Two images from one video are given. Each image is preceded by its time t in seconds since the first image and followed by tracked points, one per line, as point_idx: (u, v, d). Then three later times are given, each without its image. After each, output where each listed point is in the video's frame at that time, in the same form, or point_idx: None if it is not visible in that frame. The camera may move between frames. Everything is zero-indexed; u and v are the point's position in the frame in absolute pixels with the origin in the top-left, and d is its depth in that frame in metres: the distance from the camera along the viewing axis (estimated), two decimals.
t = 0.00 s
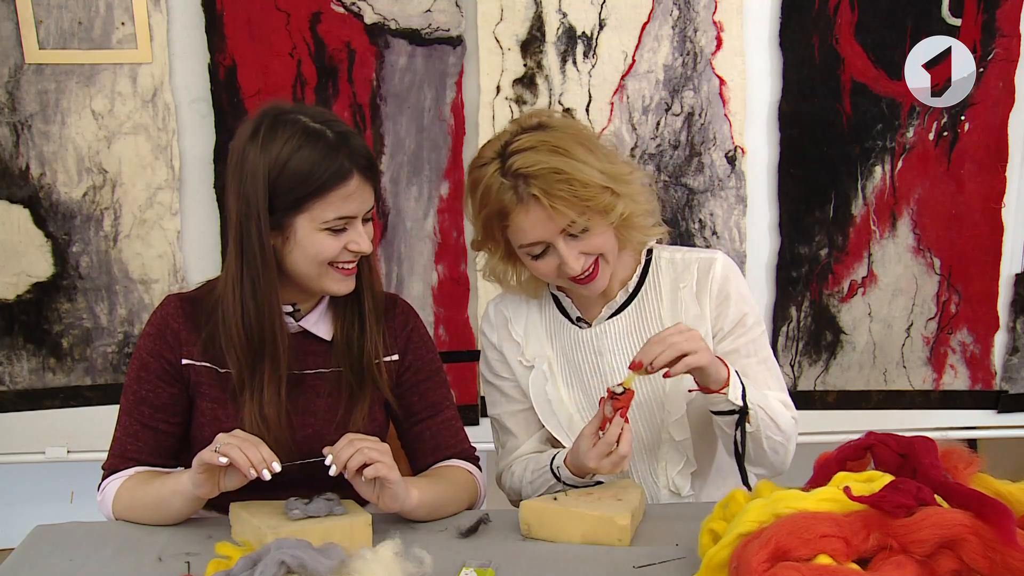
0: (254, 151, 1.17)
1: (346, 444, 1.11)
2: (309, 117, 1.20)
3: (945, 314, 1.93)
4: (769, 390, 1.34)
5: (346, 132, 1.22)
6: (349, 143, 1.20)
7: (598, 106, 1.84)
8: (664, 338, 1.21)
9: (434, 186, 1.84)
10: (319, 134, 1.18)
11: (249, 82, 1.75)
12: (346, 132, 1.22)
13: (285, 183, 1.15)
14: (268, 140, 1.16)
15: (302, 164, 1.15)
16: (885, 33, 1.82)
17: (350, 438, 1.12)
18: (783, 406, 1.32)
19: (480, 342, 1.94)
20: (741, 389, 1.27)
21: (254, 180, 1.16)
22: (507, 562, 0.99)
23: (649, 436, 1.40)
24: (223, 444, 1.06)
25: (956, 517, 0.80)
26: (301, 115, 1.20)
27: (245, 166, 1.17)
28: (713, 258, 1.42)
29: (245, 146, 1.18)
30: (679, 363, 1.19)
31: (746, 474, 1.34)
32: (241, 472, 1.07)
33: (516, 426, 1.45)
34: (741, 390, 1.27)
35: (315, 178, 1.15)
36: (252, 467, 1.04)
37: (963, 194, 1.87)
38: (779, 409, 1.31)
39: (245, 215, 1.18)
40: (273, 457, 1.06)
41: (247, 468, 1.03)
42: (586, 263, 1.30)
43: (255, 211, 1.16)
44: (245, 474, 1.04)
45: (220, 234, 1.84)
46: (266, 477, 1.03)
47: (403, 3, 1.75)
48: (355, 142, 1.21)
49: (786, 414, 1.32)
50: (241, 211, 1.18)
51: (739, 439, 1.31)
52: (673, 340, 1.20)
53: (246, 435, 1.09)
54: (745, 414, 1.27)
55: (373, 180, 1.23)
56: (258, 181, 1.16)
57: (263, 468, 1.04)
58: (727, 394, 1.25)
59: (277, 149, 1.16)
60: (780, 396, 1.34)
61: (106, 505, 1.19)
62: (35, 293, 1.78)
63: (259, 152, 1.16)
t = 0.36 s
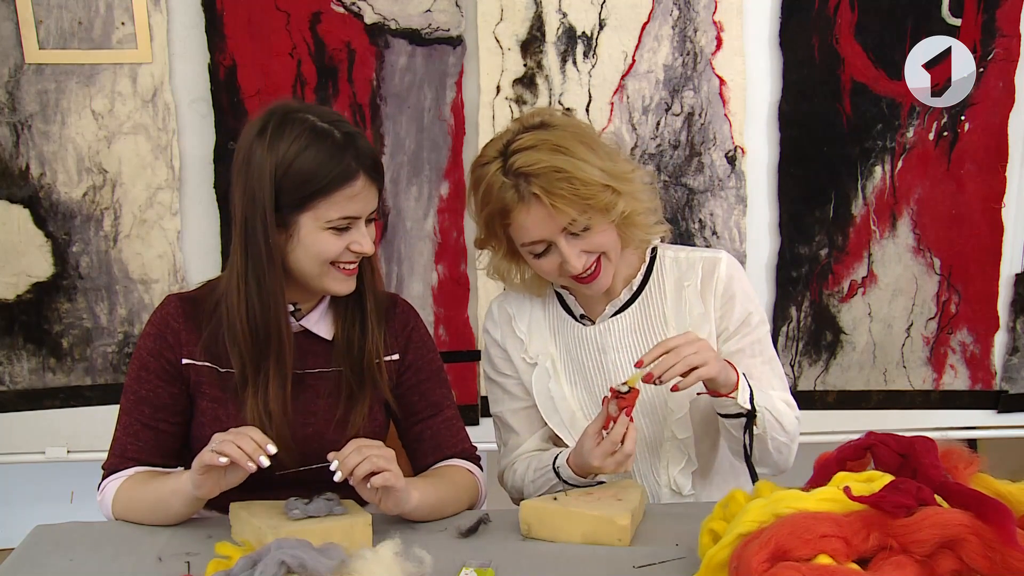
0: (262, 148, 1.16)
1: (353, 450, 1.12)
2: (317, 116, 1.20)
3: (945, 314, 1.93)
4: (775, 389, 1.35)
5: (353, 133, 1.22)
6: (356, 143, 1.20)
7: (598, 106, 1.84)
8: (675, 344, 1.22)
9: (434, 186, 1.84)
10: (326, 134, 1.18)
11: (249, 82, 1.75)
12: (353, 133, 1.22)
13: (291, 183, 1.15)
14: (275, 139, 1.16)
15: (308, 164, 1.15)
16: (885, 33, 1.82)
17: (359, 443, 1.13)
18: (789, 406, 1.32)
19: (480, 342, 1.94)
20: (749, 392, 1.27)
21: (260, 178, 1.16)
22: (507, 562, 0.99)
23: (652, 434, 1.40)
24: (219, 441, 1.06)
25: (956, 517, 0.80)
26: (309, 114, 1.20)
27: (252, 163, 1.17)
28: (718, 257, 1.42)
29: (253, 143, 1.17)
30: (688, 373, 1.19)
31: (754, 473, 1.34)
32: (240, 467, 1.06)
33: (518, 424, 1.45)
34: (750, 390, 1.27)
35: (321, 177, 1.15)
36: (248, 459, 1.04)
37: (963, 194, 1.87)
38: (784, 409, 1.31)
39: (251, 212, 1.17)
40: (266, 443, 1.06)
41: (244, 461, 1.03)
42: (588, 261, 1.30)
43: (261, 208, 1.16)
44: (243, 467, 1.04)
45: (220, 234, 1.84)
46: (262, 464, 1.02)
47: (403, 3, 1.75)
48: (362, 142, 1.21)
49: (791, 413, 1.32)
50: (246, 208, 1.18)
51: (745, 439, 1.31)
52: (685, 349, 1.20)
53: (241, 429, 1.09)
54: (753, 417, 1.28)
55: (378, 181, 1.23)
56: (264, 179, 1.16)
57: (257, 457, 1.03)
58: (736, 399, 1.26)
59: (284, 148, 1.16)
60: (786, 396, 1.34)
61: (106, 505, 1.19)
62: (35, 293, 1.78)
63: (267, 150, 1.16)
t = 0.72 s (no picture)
0: (262, 147, 1.17)
1: (335, 453, 1.11)
2: (318, 117, 1.21)
3: (945, 314, 1.93)
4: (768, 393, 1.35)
5: (354, 133, 1.22)
6: (356, 144, 1.20)
7: (598, 106, 1.84)
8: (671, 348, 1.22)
9: (434, 186, 1.84)
10: (327, 134, 1.18)
11: (249, 82, 1.75)
12: (354, 133, 1.22)
13: (289, 182, 1.15)
14: (276, 138, 1.16)
15: (307, 163, 1.15)
16: (885, 33, 1.82)
17: (341, 447, 1.12)
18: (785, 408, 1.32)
19: (481, 342, 1.94)
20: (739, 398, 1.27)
21: (260, 178, 1.16)
22: (507, 562, 0.99)
23: (653, 429, 1.39)
24: (236, 451, 1.06)
25: (956, 517, 0.80)
26: (310, 115, 1.20)
27: (252, 163, 1.17)
28: (722, 255, 1.42)
29: (253, 143, 1.18)
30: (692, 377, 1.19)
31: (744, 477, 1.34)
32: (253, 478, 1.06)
33: (521, 422, 1.45)
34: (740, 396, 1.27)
35: (321, 176, 1.15)
36: (264, 473, 1.04)
37: (963, 194, 1.87)
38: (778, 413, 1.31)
39: (250, 212, 1.17)
40: (282, 459, 1.06)
41: (259, 475, 1.03)
42: (590, 250, 1.30)
43: (261, 207, 1.16)
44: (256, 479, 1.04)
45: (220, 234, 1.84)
46: (277, 481, 1.03)
47: (403, 3, 1.75)
48: (362, 143, 1.21)
49: (785, 418, 1.32)
50: (246, 208, 1.18)
51: (735, 444, 1.31)
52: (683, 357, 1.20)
53: (256, 440, 1.09)
54: (742, 423, 1.28)
55: (378, 182, 1.23)
56: (264, 178, 1.16)
57: (272, 472, 1.04)
58: (725, 406, 1.26)
59: (284, 148, 1.16)
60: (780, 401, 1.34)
61: (106, 505, 1.19)
62: (35, 293, 1.78)
63: (267, 149, 1.16)
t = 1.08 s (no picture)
0: (262, 144, 1.17)
1: (343, 447, 1.11)
2: (320, 115, 1.21)
3: (945, 314, 1.93)
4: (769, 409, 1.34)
5: (355, 130, 1.22)
6: (357, 141, 1.20)
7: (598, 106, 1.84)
8: (671, 382, 1.23)
9: (433, 186, 1.84)
10: (328, 130, 1.19)
11: (249, 82, 1.75)
12: (355, 130, 1.22)
13: (289, 177, 1.16)
14: (277, 134, 1.17)
15: (308, 157, 1.16)
16: (885, 33, 1.82)
17: (349, 441, 1.12)
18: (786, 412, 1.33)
19: (481, 343, 1.94)
20: (737, 423, 1.26)
21: (261, 174, 1.16)
22: (507, 562, 0.99)
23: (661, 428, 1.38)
24: (225, 448, 1.06)
25: (956, 517, 0.80)
26: (312, 112, 1.21)
27: (252, 160, 1.18)
28: (741, 263, 1.40)
29: (254, 140, 1.18)
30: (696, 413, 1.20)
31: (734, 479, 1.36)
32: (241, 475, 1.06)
33: (528, 414, 1.45)
34: (739, 421, 1.26)
35: (322, 170, 1.15)
36: (253, 470, 1.04)
37: (963, 194, 1.87)
38: (776, 433, 1.30)
39: (251, 207, 1.18)
40: (271, 457, 1.06)
41: (248, 472, 1.04)
42: (607, 240, 1.30)
43: (261, 202, 1.16)
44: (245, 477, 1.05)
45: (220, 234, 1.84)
46: (267, 478, 1.03)
47: (403, 3, 1.75)
48: (363, 141, 1.21)
49: (784, 435, 1.31)
50: (247, 204, 1.18)
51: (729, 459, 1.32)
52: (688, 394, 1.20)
53: (246, 437, 1.09)
54: (739, 447, 1.28)
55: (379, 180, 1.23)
56: (265, 174, 1.16)
57: (262, 470, 1.04)
58: (722, 434, 1.25)
59: (286, 143, 1.16)
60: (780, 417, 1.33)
61: (106, 506, 1.19)
62: (35, 293, 1.78)
63: (268, 146, 1.17)
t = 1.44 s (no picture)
0: (270, 148, 1.16)
1: (353, 449, 1.11)
2: (329, 120, 1.21)
3: (945, 314, 1.93)
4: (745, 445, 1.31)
5: (364, 140, 1.22)
6: (365, 151, 1.19)
7: (598, 105, 1.84)
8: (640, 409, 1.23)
9: (434, 186, 1.84)
10: (337, 139, 1.18)
11: (249, 82, 1.75)
12: (364, 140, 1.22)
13: (296, 184, 1.15)
14: (286, 139, 1.16)
15: (317, 165, 1.15)
16: (885, 33, 1.82)
17: (359, 443, 1.12)
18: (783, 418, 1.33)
19: (481, 343, 1.94)
20: (696, 461, 1.24)
21: (267, 178, 1.16)
22: (507, 562, 0.99)
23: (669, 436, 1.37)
24: (200, 441, 1.06)
25: (956, 517, 0.80)
26: (321, 118, 1.20)
27: (259, 163, 1.17)
28: (769, 282, 1.39)
29: (262, 143, 1.17)
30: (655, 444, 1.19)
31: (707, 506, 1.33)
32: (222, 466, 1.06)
33: (538, 405, 1.44)
34: (699, 459, 1.25)
35: (332, 180, 1.15)
36: (231, 457, 1.04)
37: (963, 194, 1.87)
38: (743, 471, 1.28)
39: (255, 210, 1.17)
40: (250, 442, 1.06)
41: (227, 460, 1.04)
42: (654, 264, 1.28)
43: (266, 207, 1.16)
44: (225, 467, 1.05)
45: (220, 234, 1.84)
46: (246, 462, 1.03)
47: (403, 3, 1.75)
48: (371, 151, 1.20)
49: (755, 472, 1.29)
50: (252, 207, 1.17)
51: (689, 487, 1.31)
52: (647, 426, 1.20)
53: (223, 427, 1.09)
54: (698, 482, 1.27)
55: (385, 190, 1.22)
56: (271, 179, 1.15)
57: (240, 456, 1.04)
58: (676, 470, 1.25)
59: (294, 148, 1.16)
60: (759, 451, 1.31)
61: (105, 506, 1.19)
62: (35, 293, 1.78)
63: (275, 151, 1.16)
